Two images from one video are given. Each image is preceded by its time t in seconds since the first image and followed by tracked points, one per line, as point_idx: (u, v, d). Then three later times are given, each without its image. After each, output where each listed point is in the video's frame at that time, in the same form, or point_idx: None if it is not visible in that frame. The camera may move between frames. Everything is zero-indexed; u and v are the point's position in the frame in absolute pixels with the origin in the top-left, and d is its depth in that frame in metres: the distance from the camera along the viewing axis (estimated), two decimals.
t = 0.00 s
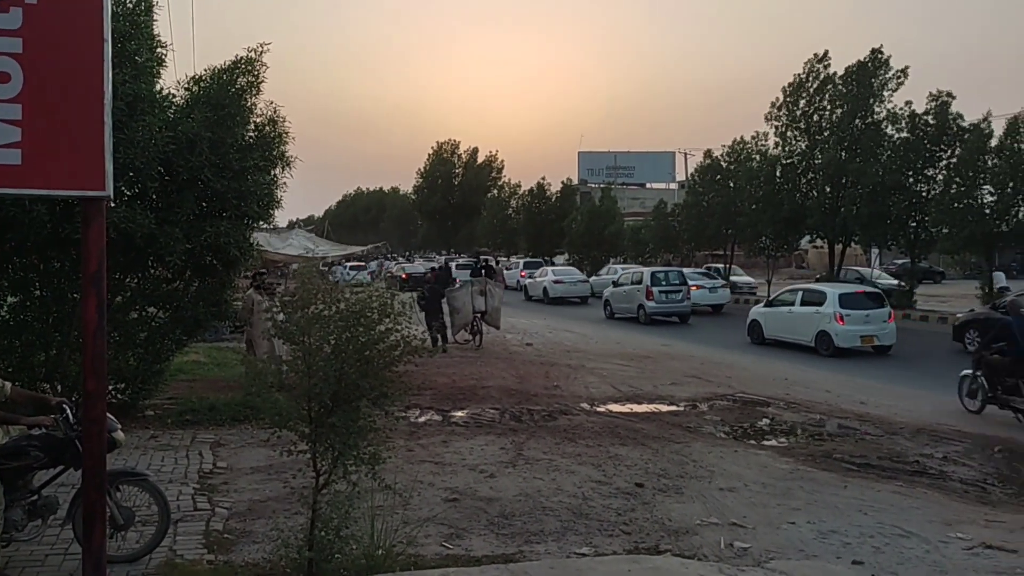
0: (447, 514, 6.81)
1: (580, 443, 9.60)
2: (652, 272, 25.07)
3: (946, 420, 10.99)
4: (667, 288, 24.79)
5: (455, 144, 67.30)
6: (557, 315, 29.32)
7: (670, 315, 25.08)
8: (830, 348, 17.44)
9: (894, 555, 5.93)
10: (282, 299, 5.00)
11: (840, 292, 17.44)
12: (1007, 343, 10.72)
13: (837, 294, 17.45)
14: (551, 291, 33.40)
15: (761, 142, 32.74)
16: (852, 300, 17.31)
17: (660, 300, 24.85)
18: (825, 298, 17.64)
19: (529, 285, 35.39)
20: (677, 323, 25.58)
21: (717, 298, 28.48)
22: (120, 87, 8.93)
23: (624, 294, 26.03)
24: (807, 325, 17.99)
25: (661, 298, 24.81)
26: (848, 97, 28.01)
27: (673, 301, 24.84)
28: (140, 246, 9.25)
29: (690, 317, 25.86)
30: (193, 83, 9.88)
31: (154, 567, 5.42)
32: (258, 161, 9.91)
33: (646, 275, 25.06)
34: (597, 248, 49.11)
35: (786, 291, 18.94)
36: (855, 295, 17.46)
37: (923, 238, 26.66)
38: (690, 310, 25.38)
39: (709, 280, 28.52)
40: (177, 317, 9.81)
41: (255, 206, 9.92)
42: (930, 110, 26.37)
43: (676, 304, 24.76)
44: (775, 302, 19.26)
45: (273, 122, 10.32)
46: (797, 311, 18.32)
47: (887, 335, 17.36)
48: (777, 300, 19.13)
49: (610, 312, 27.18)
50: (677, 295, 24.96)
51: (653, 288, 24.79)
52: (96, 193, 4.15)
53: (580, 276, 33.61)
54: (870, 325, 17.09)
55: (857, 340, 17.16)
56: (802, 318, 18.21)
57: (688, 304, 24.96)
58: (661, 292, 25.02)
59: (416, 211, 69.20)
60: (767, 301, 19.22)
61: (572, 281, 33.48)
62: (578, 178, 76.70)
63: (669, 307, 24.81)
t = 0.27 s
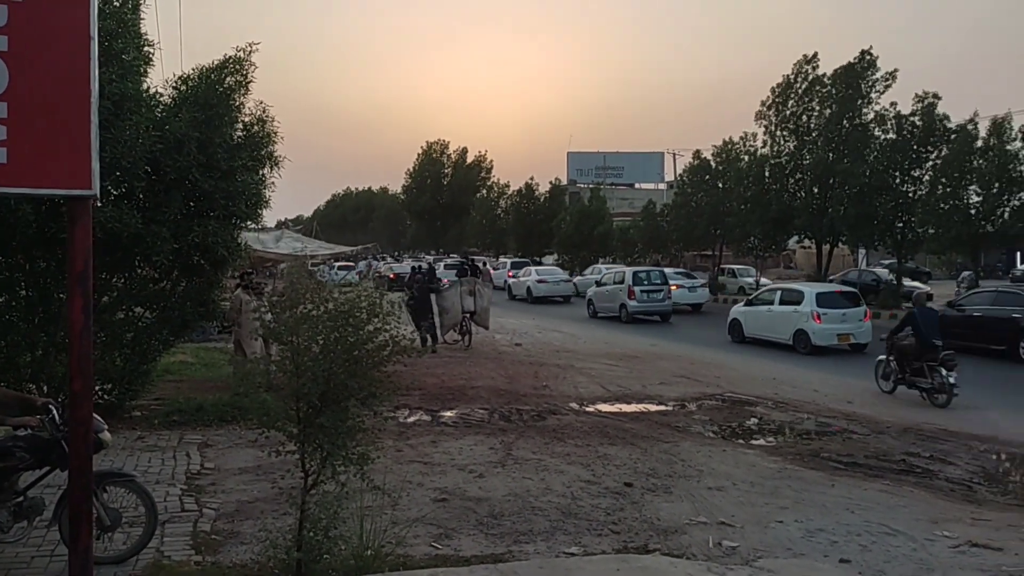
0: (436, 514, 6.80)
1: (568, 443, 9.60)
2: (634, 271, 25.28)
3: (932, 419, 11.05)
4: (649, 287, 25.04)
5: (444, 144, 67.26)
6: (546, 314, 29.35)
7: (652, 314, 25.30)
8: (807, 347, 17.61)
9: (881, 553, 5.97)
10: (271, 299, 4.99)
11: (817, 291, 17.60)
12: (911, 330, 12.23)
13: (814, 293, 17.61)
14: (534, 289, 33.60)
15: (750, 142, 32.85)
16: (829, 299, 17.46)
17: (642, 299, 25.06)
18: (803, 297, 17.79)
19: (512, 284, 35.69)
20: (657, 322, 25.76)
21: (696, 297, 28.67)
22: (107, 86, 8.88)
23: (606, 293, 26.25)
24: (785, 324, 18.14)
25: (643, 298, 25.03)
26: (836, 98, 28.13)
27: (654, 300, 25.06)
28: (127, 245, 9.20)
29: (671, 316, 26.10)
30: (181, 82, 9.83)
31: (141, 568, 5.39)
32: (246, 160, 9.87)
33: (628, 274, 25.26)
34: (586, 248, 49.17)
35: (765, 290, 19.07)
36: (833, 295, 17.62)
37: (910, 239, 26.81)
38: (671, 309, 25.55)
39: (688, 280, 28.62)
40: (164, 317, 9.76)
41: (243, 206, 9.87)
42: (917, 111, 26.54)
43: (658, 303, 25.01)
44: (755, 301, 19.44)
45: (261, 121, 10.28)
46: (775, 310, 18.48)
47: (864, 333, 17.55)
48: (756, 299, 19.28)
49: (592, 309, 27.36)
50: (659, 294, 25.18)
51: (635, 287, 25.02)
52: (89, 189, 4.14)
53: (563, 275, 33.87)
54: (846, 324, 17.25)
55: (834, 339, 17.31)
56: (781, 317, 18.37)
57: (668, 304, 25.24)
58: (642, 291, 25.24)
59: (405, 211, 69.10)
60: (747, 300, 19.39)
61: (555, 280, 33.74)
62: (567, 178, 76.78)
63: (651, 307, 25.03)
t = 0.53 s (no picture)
0: (430, 513, 6.80)
1: (562, 442, 9.60)
2: (619, 270, 26.06)
3: (925, 417, 11.09)
4: (634, 285, 25.75)
5: (438, 143, 67.21)
6: (540, 313, 29.38)
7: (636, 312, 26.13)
8: (789, 343, 18.07)
9: (874, 551, 5.98)
10: (264, 299, 4.98)
11: (799, 290, 17.99)
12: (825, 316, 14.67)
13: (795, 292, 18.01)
14: (523, 288, 34.33)
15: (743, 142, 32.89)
16: (810, 296, 17.94)
17: (626, 297, 25.88)
18: (785, 294, 18.26)
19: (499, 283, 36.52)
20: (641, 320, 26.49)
21: (676, 295, 29.41)
22: (98, 86, 8.85)
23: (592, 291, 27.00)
24: (767, 321, 18.63)
25: (627, 296, 25.84)
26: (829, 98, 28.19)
27: (638, 298, 25.89)
28: (119, 246, 9.17)
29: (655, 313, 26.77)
30: (173, 82, 9.79)
31: (135, 568, 5.38)
32: (239, 161, 9.84)
33: (613, 273, 25.99)
34: (579, 247, 49.18)
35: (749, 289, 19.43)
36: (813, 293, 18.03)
37: (902, 238, 26.89)
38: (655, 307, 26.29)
39: (669, 279, 29.50)
40: (156, 317, 9.73)
41: (235, 207, 9.85)
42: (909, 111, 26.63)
43: (642, 301, 25.80)
44: (738, 299, 19.89)
45: (254, 121, 10.24)
46: (757, 307, 18.95)
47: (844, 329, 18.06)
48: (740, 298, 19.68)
49: (578, 308, 27.98)
50: (643, 292, 25.99)
51: (620, 285, 25.73)
52: (81, 191, 4.19)
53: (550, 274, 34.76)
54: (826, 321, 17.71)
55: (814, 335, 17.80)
56: (763, 314, 18.84)
57: (652, 302, 26.03)
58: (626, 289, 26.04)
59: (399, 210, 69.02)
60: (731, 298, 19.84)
61: (542, 279, 34.62)
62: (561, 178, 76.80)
63: (635, 304, 25.85)
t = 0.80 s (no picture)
0: (424, 513, 6.79)
1: (556, 442, 9.61)
2: (606, 269, 26.29)
3: (917, 415, 11.13)
4: (620, 285, 26.06)
5: (431, 143, 67.15)
6: (533, 313, 29.39)
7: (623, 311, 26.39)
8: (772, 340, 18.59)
9: (866, 549, 6.00)
10: (256, 299, 4.96)
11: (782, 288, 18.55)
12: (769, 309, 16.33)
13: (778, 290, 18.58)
14: (510, 287, 34.61)
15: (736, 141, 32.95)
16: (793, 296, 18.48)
17: (613, 296, 26.14)
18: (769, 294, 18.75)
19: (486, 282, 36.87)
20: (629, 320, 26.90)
21: (658, 294, 30.09)
22: (89, 86, 8.81)
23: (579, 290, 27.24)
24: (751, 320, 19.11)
25: (614, 295, 26.09)
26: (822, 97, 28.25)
27: (625, 297, 26.16)
28: (110, 246, 9.14)
29: (640, 312, 27.33)
30: (165, 82, 9.76)
31: (127, 569, 5.36)
32: (231, 161, 9.81)
33: (601, 272, 26.23)
34: (572, 247, 49.25)
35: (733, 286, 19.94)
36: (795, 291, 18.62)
37: (894, 237, 27.06)
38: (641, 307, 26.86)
39: (651, 278, 30.34)
40: (148, 317, 9.70)
41: (228, 207, 9.81)
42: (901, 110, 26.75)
43: (629, 300, 26.07)
44: (722, 298, 20.32)
45: (247, 121, 10.22)
46: (742, 306, 19.43)
47: (824, 328, 18.68)
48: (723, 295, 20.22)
49: (566, 307, 28.27)
50: (629, 291, 26.27)
51: (607, 284, 25.98)
52: (74, 191, 4.18)
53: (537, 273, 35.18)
54: (808, 319, 18.34)
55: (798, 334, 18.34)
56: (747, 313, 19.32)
57: (639, 301, 26.32)
58: (613, 288, 26.30)
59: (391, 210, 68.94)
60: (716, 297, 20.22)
61: (529, 278, 35.03)
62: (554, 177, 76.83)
63: (622, 304, 26.10)
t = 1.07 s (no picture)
0: (415, 511, 6.78)
1: (547, 439, 9.61)
2: (589, 266, 26.72)
3: (905, 410, 11.18)
4: (603, 281, 26.54)
5: (422, 140, 67.04)
6: (524, 311, 29.38)
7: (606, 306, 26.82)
8: (752, 335, 18.99)
9: (856, 544, 6.02)
10: (245, 297, 4.95)
11: (762, 284, 18.95)
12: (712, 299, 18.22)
13: (758, 286, 18.98)
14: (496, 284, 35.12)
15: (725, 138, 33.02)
16: (772, 291, 18.87)
17: (596, 292, 26.57)
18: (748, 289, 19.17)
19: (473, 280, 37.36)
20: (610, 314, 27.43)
21: (637, 290, 30.86)
22: (76, 84, 8.75)
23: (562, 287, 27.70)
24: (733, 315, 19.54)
25: (596, 291, 26.54)
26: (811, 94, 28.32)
27: (607, 293, 26.60)
28: (98, 245, 9.09)
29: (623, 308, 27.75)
30: (152, 80, 9.70)
31: (116, 569, 5.34)
32: (220, 159, 9.76)
33: (583, 269, 26.65)
34: (563, 244, 49.31)
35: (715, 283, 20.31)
36: (775, 287, 19.01)
37: (883, 233, 27.17)
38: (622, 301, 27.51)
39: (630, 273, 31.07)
40: (137, 316, 9.65)
41: (217, 205, 9.77)
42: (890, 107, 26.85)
43: (611, 296, 26.51)
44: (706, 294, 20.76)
45: (235, 118, 10.17)
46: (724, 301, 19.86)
47: (804, 322, 19.05)
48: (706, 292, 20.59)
49: (550, 302, 28.67)
50: (611, 287, 26.69)
51: (590, 281, 26.44)
52: (60, 191, 4.17)
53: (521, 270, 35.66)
54: (788, 314, 18.71)
55: (777, 328, 18.74)
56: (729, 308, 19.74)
57: (621, 296, 26.81)
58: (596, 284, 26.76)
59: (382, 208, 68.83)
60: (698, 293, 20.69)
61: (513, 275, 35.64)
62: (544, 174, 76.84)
63: (604, 299, 26.54)
